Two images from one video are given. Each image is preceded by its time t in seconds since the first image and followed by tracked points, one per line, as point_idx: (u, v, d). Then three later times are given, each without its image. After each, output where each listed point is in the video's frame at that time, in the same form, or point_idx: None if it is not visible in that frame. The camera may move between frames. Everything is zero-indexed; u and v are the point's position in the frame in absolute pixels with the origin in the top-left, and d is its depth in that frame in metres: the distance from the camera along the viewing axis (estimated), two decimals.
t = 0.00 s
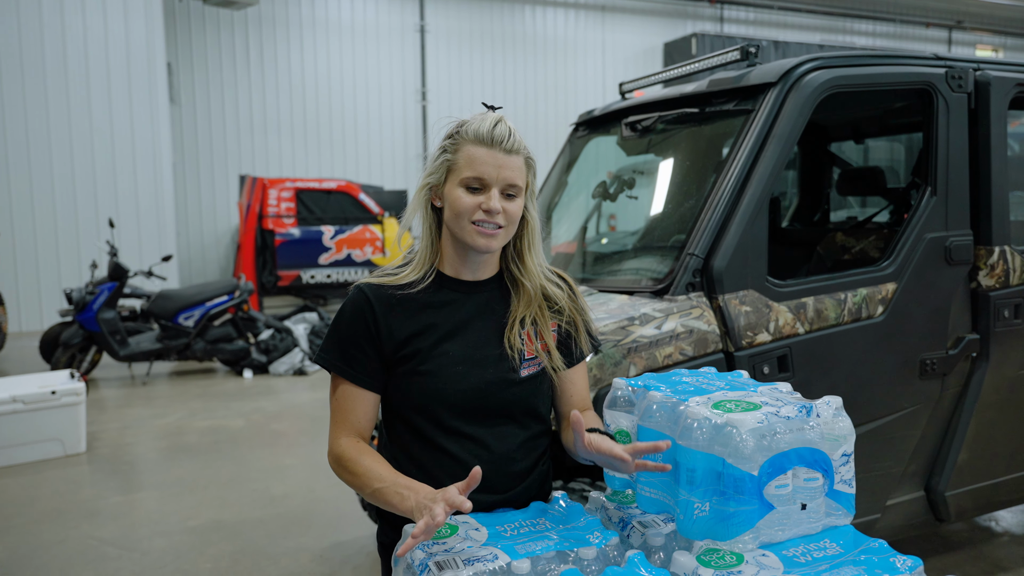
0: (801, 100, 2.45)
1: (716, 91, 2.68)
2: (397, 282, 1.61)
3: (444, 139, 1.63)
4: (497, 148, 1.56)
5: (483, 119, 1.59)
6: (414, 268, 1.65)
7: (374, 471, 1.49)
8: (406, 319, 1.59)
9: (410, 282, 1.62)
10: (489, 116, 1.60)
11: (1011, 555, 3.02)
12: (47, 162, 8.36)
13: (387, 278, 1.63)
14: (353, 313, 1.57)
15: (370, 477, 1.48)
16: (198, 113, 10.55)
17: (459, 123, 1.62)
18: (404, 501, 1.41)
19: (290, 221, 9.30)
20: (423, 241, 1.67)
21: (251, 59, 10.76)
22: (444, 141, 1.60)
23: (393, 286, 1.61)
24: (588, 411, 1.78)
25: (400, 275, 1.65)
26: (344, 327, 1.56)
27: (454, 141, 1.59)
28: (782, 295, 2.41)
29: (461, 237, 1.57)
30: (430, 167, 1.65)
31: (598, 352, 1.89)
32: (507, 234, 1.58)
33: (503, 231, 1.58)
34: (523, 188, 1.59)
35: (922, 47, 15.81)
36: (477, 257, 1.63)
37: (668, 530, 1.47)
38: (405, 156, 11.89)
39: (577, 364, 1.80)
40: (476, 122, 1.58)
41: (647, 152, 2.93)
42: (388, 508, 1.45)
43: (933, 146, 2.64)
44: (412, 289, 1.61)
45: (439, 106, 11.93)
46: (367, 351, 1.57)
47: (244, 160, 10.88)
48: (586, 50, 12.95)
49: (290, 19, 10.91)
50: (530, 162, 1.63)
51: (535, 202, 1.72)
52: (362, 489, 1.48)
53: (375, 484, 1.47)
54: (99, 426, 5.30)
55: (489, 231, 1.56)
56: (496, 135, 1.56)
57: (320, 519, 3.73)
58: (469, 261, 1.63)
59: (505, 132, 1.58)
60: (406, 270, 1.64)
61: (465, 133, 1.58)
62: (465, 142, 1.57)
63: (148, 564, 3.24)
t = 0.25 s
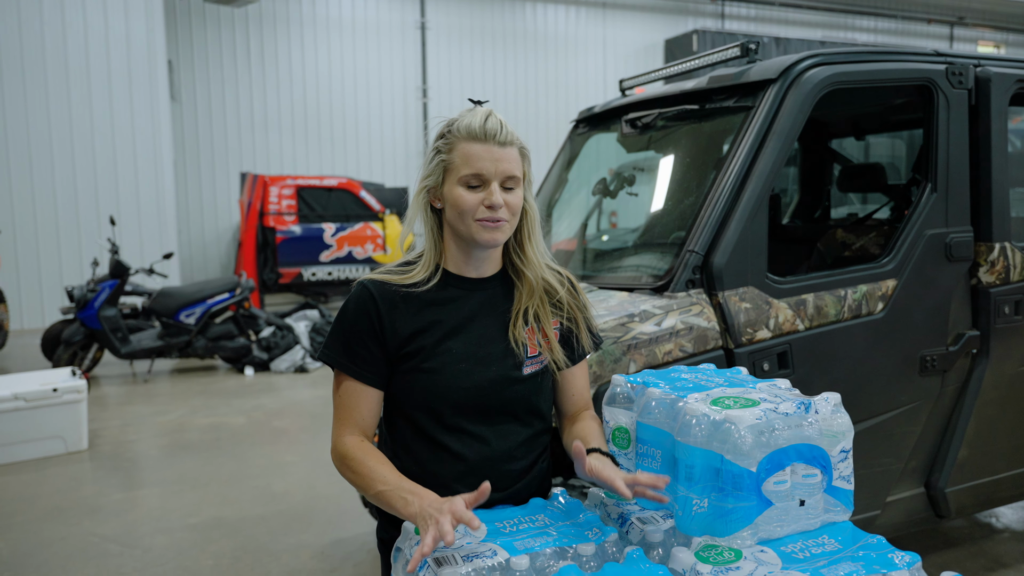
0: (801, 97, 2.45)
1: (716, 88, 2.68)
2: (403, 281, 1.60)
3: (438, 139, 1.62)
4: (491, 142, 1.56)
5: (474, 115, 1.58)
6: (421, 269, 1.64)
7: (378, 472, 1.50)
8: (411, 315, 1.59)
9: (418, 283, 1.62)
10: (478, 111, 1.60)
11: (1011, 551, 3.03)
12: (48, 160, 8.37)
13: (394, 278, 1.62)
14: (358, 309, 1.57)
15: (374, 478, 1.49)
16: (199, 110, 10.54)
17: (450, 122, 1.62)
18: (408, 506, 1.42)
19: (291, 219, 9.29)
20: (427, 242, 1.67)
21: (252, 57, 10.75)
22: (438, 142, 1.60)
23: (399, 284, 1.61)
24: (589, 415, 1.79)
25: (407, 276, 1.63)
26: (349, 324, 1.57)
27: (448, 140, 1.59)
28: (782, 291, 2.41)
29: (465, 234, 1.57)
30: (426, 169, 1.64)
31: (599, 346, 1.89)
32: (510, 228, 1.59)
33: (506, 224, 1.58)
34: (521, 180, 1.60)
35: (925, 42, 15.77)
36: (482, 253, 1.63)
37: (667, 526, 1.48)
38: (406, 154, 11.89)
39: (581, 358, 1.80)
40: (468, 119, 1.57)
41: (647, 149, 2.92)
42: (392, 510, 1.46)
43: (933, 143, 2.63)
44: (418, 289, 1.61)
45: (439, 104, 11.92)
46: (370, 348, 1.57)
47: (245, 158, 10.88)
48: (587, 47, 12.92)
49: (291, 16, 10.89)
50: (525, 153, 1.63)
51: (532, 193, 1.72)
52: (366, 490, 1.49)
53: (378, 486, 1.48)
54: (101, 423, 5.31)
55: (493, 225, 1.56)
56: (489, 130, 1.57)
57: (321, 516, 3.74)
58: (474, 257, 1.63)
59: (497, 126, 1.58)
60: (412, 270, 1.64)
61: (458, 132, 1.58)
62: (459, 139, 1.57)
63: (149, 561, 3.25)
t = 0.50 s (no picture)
0: (802, 92, 2.44)
1: (717, 84, 2.68)
2: (405, 277, 1.60)
3: (436, 135, 1.63)
4: (488, 134, 1.57)
5: (470, 109, 1.60)
6: (424, 265, 1.64)
7: (381, 473, 1.51)
8: (414, 313, 1.59)
9: (420, 279, 1.62)
10: (475, 104, 1.61)
11: (1012, 546, 3.03)
12: (51, 157, 8.39)
13: (397, 274, 1.62)
14: (360, 305, 1.57)
15: (377, 479, 1.50)
16: (202, 107, 10.55)
17: (447, 119, 1.63)
18: (410, 510, 1.43)
19: (293, 215, 9.29)
20: (429, 239, 1.67)
21: (254, 53, 10.75)
22: (436, 137, 1.61)
23: (402, 281, 1.60)
24: (587, 419, 1.80)
25: (410, 272, 1.63)
26: (351, 320, 1.56)
27: (445, 135, 1.60)
28: (783, 287, 2.41)
29: (464, 227, 1.57)
30: (425, 166, 1.65)
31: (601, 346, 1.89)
32: (509, 219, 1.58)
33: (505, 215, 1.58)
34: (520, 171, 1.60)
35: (928, 37, 15.72)
36: (483, 247, 1.63)
37: (667, 521, 1.47)
38: (409, 150, 11.89)
39: (583, 357, 1.80)
40: (464, 113, 1.58)
41: (648, 145, 2.92)
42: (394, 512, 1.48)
43: (935, 138, 2.63)
44: (420, 285, 1.61)
45: (442, 99, 11.90)
46: (372, 344, 1.57)
47: (248, 154, 10.89)
48: (589, 43, 12.90)
49: (293, 13, 10.89)
50: (523, 145, 1.64)
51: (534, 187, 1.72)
52: (369, 490, 1.50)
53: (381, 488, 1.49)
54: (104, 420, 5.32)
55: (491, 216, 1.56)
56: (484, 122, 1.57)
57: (323, 512, 3.75)
58: (475, 251, 1.63)
59: (493, 118, 1.59)
60: (416, 266, 1.64)
61: (454, 126, 1.59)
62: (456, 133, 1.58)
63: (153, 556, 3.26)
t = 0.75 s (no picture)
0: (801, 91, 2.44)
1: (716, 83, 2.68)
2: (403, 276, 1.61)
3: (433, 136, 1.65)
4: (481, 133, 1.57)
5: (465, 110, 1.61)
6: (422, 265, 1.65)
7: (381, 475, 1.52)
8: (411, 313, 1.59)
9: (419, 278, 1.62)
10: (470, 105, 1.62)
11: (1012, 546, 3.03)
12: (52, 156, 8.39)
13: (394, 273, 1.63)
14: (358, 304, 1.57)
15: (378, 482, 1.51)
16: (203, 106, 10.56)
17: (443, 120, 1.64)
18: (409, 513, 1.44)
19: (294, 214, 9.29)
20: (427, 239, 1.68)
21: (256, 52, 10.75)
22: (432, 138, 1.63)
23: (400, 280, 1.61)
24: (587, 420, 1.80)
25: (408, 271, 1.64)
26: (350, 320, 1.57)
27: (441, 136, 1.61)
28: (781, 287, 2.41)
29: (459, 226, 1.58)
30: (422, 167, 1.67)
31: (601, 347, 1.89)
32: (505, 218, 1.59)
33: (500, 214, 1.58)
34: (515, 170, 1.60)
35: (930, 36, 15.70)
36: (480, 247, 1.63)
37: (663, 520, 1.49)
38: (410, 149, 11.89)
39: (582, 357, 1.80)
40: (458, 113, 1.60)
41: (648, 144, 2.92)
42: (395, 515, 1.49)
43: (934, 138, 2.63)
44: (418, 285, 1.61)
45: (443, 98, 11.88)
46: (371, 344, 1.57)
47: (249, 153, 10.89)
48: (590, 42, 12.89)
49: (294, 11, 10.89)
50: (519, 144, 1.64)
51: (532, 185, 1.72)
52: (370, 492, 1.52)
53: (381, 491, 1.50)
54: (105, 418, 5.34)
55: (486, 216, 1.56)
56: (478, 121, 1.58)
57: (323, 510, 3.75)
58: (471, 251, 1.64)
59: (487, 117, 1.59)
60: (415, 265, 1.64)
61: (450, 127, 1.60)
62: (450, 133, 1.60)
63: (153, 554, 3.27)
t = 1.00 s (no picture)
0: (801, 92, 2.45)
1: (717, 84, 2.68)
2: (402, 278, 1.62)
3: (430, 139, 1.65)
4: (477, 136, 1.58)
5: (460, 112, 1.61)
6: (423, 265, 1.65)
7: (380, 475, 1.53)
8: (410, 313, 1.59)
9: (419, 280, 1.63)
10: (465, 107, 1.63)
11: (1014, 548, 3.02)
12: (56, 156, 8.43)
13: (395, 273, 1.64)
14: (358, 305, 1.58)
15: (376, 482, 1.52)
16: (207, 106, 10.59)
17: (439, 122, 1.65)
18: (406, 514, 1.45)
19: (298, 214, 9.31)
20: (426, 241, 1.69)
21: (260, 52, 10.78)
22: (428, 141, 1.63)
23: (400, 281, 1.62)
24: (585, 420, 1.81)
25: (408, 271, 1.65)
26: (350, 321, 1.58)
27: (436, 139, 1.62)
28: (782, 288, 2.41)
29: (457, 229, 1.59)
30: (419, 170, 1.67)
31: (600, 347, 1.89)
32: (502, 220, 1.59)
33: (497, 216, 1.58)
34: (511, 171, 1.60)
35: (934, 36, 15.68)
36: (479, 248, 1.64)
37: (660, 521, 1.49)
38: (414, 149, 11.91)
39: (581, 358, 1.81)
40: (453, 116, 1.60)
41: (650, 145, 2.92)
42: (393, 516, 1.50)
43: (935, 139, 2.62)
44: (418, 286, 1.62)
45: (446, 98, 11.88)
46: (371, 345, 1.58)
47: (253, 154, 10.92)
48: (594, 43, 12.89)
49: (298, 12, 10.92)
50: (516, 145, 1.64)
51: (530, 185, 1.72)
52: (368, 493, 1.53)
53: (379, 491, 1.51)
54: (108, 418, 5.35)
55: (483, 218, 1.57)
56: (473, 124, 1.58)
57: (325, 510, 3.76)
58: (470, 253, 1.64)
59: (482, 120, 1.60)
60: (415, 266, 1.65)
61: (445, 130, 1.61)
62: (446, 137, 1.60)
63: (156, 553, 3.28)
